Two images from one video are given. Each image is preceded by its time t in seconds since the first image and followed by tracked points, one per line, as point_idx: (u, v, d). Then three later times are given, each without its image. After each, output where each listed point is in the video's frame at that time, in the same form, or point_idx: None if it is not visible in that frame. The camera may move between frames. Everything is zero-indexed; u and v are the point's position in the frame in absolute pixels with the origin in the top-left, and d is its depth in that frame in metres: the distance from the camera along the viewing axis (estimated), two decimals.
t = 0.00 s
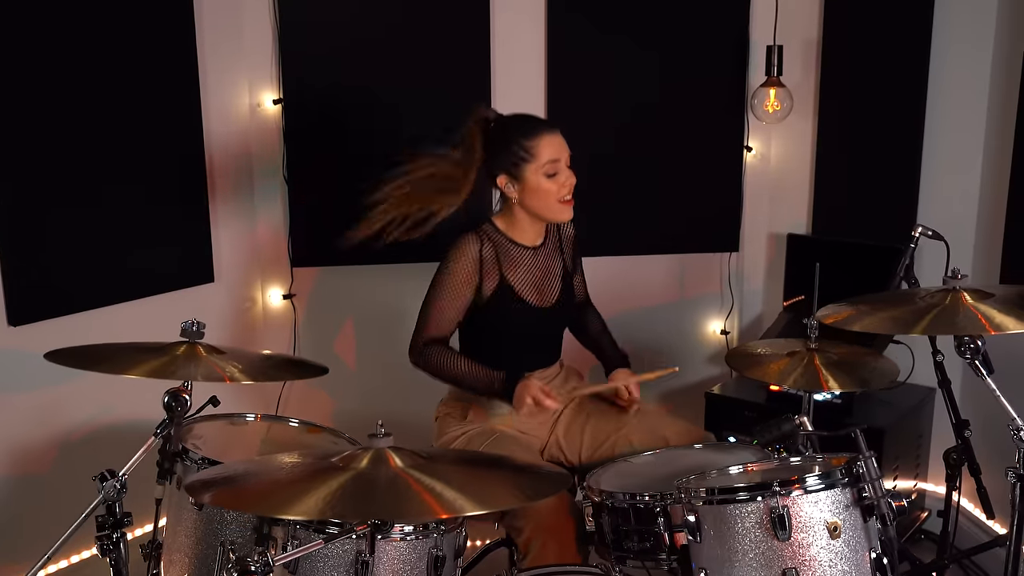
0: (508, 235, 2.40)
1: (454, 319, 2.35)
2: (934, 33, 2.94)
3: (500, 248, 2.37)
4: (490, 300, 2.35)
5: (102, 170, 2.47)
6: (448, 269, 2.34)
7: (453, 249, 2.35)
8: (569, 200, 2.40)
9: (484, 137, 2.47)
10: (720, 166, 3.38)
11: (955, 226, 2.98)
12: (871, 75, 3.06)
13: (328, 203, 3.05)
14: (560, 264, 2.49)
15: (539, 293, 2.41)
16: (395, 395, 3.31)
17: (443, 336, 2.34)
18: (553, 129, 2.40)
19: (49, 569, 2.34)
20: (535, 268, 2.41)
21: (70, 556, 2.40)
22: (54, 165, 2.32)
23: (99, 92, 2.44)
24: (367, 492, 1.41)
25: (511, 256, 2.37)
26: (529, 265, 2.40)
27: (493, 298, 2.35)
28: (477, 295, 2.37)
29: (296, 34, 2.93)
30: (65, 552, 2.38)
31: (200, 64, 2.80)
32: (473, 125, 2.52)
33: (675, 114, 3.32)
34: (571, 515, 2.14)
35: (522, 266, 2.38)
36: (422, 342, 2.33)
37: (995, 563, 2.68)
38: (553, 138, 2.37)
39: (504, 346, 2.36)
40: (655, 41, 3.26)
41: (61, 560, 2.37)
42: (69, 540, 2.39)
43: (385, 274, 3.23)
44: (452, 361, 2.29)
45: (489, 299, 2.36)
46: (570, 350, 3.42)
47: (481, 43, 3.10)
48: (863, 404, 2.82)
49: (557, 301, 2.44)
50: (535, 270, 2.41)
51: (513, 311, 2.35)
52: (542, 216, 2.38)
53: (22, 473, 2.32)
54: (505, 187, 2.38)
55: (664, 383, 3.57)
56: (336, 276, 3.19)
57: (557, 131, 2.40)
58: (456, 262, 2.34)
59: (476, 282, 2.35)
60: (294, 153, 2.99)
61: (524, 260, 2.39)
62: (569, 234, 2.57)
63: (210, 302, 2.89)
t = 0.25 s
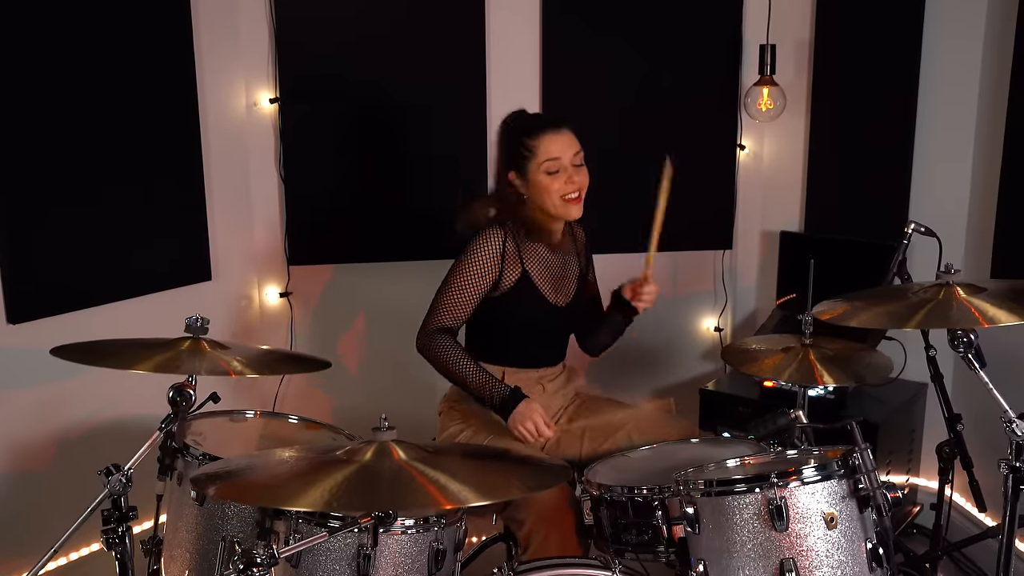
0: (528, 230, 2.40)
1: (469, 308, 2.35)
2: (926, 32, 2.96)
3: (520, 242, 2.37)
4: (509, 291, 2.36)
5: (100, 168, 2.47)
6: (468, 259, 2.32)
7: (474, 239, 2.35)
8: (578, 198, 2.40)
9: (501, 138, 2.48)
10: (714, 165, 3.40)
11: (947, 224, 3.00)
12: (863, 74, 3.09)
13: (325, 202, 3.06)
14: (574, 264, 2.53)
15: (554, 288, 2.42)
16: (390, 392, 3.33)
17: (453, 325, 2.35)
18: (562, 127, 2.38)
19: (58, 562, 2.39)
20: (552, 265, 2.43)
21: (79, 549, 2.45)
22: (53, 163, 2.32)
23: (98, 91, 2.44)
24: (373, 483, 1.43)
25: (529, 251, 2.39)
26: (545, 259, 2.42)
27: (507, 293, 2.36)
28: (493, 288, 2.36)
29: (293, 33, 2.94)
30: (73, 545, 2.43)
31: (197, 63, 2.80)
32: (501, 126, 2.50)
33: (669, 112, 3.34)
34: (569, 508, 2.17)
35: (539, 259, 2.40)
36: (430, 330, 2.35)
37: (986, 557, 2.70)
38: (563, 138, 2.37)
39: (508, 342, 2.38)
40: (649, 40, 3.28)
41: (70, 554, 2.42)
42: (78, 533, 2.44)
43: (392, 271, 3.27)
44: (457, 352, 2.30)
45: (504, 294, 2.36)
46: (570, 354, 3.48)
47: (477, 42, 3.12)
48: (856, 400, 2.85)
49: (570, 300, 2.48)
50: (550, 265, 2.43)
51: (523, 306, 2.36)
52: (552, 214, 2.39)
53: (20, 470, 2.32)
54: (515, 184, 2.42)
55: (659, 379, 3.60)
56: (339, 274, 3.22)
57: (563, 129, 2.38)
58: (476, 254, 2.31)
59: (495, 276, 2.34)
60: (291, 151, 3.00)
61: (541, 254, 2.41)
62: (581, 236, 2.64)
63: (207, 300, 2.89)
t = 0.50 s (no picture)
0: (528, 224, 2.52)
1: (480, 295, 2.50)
2: (917, 31, 3.00)
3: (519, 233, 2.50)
4: (507, 278, 2.49)
5: (100, 165, 2.48)
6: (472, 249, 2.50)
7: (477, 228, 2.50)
8: (578, 193, 2.57)
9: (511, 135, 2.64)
10: (708, 163, 3.43)
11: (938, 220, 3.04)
12: (856, 73, 3.13)
13: (323, 200, 3.07)
14: (576, 264, 2.56)
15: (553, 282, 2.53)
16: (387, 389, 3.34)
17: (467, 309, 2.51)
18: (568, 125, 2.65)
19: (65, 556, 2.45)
20: (551, 258, 2.53)
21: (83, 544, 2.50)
22: (52, 161, 2.33)
23: (97, 89, 2.45)
24: (376, 473, 1.45)
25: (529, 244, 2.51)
26: (546, 251, 2.53)
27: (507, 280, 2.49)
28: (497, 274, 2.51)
29: (291, 32, 2.95)
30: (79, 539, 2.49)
31: (196, 62, 2.82)
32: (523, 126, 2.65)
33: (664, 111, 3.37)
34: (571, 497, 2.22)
35: (539, 251, 2.52)
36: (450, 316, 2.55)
37: (980, 550, 2.71)
38: (569, 133, 2.62)
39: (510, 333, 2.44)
40: (644, 40, 3.31)
41: (73, 548, 2.47)
42: (83, 528, 2.50)
43: (393, 267, 3.28)
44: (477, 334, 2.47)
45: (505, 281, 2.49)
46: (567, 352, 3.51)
47: (474, 41, 3.14)
48: (850, 394, 2.86)
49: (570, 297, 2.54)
50: (551, 257, 2.53)
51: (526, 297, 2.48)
52: (554, 207, 2.54)
53: (20, 466, 2.33)
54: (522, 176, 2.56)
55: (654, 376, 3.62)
56: (339, 270, 3.23)
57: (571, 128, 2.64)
58: (479, 245, 2.50)
59: (494, 263, 2.49)
60: (290, 150, 3.02)
61: (542, 247, 2.52)
62: (592, 242, 2.64)
63: (205, 297, 2.90)
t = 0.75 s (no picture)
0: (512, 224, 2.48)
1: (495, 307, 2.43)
2: (910, 30, 3.04)
3: (507, 234, 2.45)
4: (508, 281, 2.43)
5: (100, 162, 2.49)
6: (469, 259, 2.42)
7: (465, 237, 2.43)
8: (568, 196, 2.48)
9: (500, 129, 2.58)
10: (703, 160, 3.46)
11: (931, 216, 3.07)
12: (849, 72, 3.16)
13: (321, 197, 3.09)
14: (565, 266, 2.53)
15: (542, 289, 2.48)
16: (384, 385, 3.36)
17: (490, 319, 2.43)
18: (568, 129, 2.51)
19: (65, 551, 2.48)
20: (540, 260, 2.47)
21: (82, 540, 2.54)
22: (52, 158, 2.34)
23: (97, 86, 2.47)
24: (381, 463, 1.48)
25: (514, 247, 2.45)
26: (536, 256, 2.47)
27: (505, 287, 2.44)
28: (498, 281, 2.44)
29: (289, 31, 2.97)
30: (79, 535, 2.53)
31: (196, 61, 2.84)
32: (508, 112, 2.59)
33: (660, 109, 3.40)
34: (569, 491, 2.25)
35: (528, 257, 2.46)
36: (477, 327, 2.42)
37: (971, 544, 2.73)
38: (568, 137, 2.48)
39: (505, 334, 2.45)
40: (640, 39, 3.33)
41: (76, 542, 2.51)
42: (88, 522, 2.54)
43: (390, 267, 3.30)
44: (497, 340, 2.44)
45: (505, 285, 2.44)
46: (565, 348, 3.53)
47: (471, 40, 3.16)
48: (845, 389, 2.86)
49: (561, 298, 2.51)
50: (541, 261, 2.48)
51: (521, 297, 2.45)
52: (541, 208, 2.47)
53: (21, 462, 2.34)
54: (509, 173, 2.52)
55: (650, 372, 3.65)
56: (338, 267, 3.24)
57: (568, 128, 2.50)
58: (474, 253, 2.42)
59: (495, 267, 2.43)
60: (288, 148, 3.03)
61: (530, 253, 2.46)
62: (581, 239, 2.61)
63: (204, 294, 2.92)
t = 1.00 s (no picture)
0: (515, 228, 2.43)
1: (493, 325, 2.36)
2: (902, 30, 3.07)
3: (503, 237, 2.40)
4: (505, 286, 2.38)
5: (100, 160, 2.51)
6: (466, 268, 2.34)
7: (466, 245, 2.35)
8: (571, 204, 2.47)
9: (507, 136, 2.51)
10: (698, 159, 3.49)
11: (924, 213, 3.11)
12: (842, 72, 3.19)
13: (318, 196, 3.10)
14: (556, 261, 2.55)
15: (537, 287, 2.47)
16: (382, 380, 3.38)
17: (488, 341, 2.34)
18: (575, 137, 2.47)
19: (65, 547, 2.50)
20: (535, 262, 2.46)
21: (85, 535, 2.56)
22: (50, 157, 2.35)
23: (95, 85, 2.48)
24: (383, 456, 1.50)
25: (516, 251, 2.41)
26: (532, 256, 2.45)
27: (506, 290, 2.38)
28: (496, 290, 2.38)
29: (287, 30, 2.98)
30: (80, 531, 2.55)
31: (194, 61, 2.86)
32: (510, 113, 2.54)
33: (655, 108, 3.42)
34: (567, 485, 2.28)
35: (526, 258, 2.44)
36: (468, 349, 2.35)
37: (963, 537, 2.75)
38: (576, 148, 2.45)
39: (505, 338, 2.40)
40: (635, 38, 3.36)
41: (83, 536, 2.55)
42: (94, 515, 2.58)
43: (386, 264, 3.32)
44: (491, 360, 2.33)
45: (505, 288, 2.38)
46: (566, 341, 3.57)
47: (467, 39, 3.19)
48: (839, 385, 2.87)
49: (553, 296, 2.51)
50: (536, 262, 2.47)
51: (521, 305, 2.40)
52: (545, 215, 2.45)
53: (21, 459, 2.36)
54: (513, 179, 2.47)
55: (645, 369, 3.68)
56: (332, 267, 3.25)
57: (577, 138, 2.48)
58: (471, 262, 2.34)
59: (494, 275, 2.36)
60: (286, 146, 3.04)
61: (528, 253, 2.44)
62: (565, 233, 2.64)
63: (202, 292, 2.93)
